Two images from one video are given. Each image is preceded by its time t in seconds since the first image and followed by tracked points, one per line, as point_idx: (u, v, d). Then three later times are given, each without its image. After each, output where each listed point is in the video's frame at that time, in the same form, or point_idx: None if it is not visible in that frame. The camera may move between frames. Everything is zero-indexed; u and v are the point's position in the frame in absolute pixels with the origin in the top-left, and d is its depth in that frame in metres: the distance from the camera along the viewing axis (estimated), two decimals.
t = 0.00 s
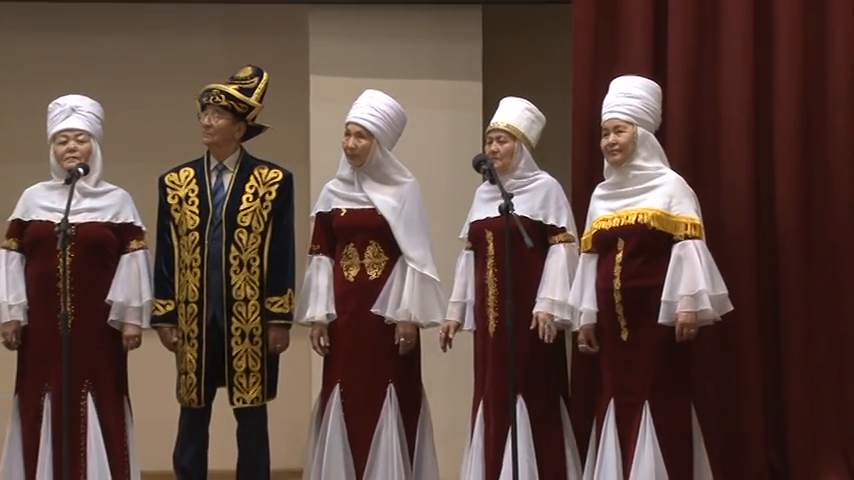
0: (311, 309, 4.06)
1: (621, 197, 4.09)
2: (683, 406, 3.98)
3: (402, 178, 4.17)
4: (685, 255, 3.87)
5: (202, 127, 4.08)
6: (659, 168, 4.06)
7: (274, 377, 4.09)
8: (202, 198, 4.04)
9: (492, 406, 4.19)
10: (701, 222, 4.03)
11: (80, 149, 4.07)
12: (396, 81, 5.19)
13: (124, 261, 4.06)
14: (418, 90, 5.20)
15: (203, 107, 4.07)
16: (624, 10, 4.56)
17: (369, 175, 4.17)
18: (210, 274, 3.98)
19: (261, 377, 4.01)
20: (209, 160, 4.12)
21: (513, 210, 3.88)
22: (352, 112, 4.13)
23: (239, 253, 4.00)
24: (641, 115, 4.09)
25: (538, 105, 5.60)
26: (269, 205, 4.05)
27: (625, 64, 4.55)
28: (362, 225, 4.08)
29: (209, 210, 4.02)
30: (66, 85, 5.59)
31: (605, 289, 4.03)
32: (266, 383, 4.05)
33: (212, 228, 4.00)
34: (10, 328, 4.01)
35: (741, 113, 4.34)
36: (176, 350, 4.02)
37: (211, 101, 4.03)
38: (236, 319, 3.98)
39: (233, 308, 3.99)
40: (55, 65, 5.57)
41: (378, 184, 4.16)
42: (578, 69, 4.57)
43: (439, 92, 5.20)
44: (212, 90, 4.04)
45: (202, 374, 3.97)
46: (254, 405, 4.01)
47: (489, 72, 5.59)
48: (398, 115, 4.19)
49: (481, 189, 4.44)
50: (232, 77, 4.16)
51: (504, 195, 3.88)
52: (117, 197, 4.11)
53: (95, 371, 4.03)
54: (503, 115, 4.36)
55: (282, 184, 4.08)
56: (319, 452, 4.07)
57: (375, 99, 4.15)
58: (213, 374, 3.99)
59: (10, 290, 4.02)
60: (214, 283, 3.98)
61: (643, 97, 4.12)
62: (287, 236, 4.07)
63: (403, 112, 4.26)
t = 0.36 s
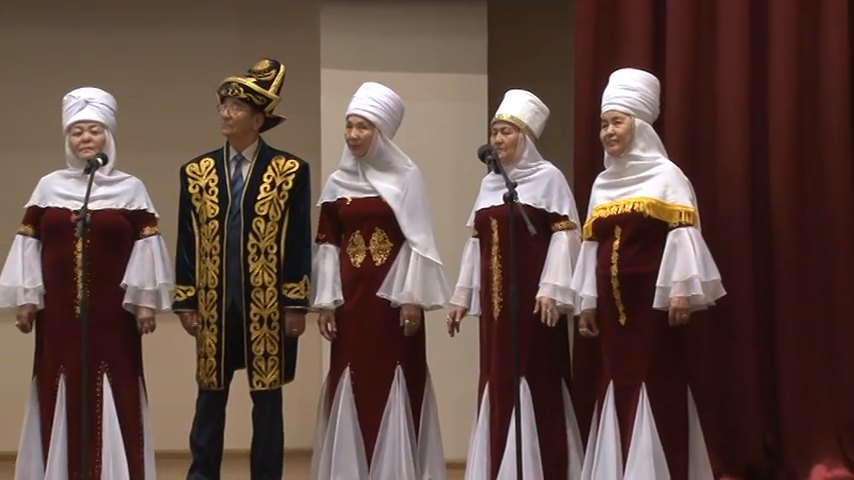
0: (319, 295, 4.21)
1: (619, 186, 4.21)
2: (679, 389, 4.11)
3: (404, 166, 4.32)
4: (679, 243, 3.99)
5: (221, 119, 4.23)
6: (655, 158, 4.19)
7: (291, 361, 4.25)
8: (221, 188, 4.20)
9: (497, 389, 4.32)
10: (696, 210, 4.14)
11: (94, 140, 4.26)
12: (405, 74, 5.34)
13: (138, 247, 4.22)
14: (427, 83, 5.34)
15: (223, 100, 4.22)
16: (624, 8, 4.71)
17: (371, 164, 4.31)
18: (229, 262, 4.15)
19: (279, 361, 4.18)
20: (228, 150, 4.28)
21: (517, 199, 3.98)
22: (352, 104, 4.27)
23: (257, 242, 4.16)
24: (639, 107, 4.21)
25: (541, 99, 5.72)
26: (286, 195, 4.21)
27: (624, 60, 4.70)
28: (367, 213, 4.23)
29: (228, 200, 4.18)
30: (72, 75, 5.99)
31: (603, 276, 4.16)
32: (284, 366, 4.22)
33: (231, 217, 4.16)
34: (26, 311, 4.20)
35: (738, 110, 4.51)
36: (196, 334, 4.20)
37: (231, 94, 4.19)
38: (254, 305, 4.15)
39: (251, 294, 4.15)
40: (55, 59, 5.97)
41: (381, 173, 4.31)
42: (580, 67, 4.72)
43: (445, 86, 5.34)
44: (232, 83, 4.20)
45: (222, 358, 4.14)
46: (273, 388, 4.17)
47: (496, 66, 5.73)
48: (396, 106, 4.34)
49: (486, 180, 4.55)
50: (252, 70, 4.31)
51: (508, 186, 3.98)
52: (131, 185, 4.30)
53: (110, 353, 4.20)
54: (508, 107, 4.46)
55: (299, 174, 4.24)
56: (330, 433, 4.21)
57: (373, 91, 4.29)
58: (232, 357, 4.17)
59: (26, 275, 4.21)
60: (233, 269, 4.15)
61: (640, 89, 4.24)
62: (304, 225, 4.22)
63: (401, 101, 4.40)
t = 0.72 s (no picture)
0: (340, 280, 4.36)
1: (629, 174, 4.36)
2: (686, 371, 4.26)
3: (420, 153, 4.45)
4: (685, 232, 4.15)
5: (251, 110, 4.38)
6: (666, 148, 4.32)
7: (317, 344, 4.40)
8: (250, 177, 4.35)
9: (514, 372, 4.40)
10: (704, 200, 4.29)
11: (116, 131, 4.42)
12: (422, 66, 5.48)
13: (159, 235, 4.41)
14: (443, 75, 5.48)
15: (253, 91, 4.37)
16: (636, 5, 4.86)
17: (388, 153, 4.45)
18: (257, 248, 4.32)
19: (305, 344, 4.34)
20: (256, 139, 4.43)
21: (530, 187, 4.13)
22: (366, 97, 4.40)
23: (284, 229, 4.32)
24: (652, 98, 4.31)
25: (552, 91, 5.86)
26: (312, 184, 4.36)
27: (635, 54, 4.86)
28: (387, 200, 4.38)
29: (257, 187, 4.34)
30: (70, 66, 6.06)
31: (613, 262, 4.29)
32: (310, 349, 4.37)
33: (259, 205, 4.33)
34: (53, 296, 4.38)
35: (748, 103, 4.66)
36: (225, 316, 4.36)
37: (261, 85, 4.33)
38: (281, 290, 4.31)
39: (278, 279, 4.31)
40: (55, 53, 6.05)
41: (396, 162, 4.45)
42: (593, 61, 4.88)
43: (461, 77, 5.48)
44: (262, 75, 4.34)
45: (250, 342, 4.30)
46: (299, 370, 4.33)
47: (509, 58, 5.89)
48: (408, 95, 4.46)
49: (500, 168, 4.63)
50: (280, 62, 4.45)
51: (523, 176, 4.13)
52: (152, 175, 4.47)
53: (132, 337, 4.41)
54: (521, 97, 4.53)
55: (326, 164, 4.38)
56: (351, 413, 4.37)
57: (385, 83, 4.41)
58: (259, 340, 4.34)
59: (53, 262, 4.38)
60: (262, 254, 4.32)
61: (655, 81, 4.34)
62: (330, 213, 4.37)
63: (412, 91, 4.53)
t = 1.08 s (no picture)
0: (363, 263, 4.50)
1: (645, 159, 4.49)
2: (700, 351, 4.40)
3: (443, 140, 4.58)
4: (699, 218, 4.29)
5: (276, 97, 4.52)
6: (681, 135, 4.46)
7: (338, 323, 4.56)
8: (275, 162, 4.50)
9: (534, 350, 4.54)
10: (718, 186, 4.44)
11: (141, 119, 4.53)
12: (443, 55, 5.61)
13: (183, 220, 4.56)
14: (462, 63, 5.61)
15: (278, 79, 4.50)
16: None
17: (412, 140, 4.59)
18: (281, 232, 4.46)
19: (326, 324, 4.48)
20: (280, 126, 4.57)
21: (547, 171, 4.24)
22: (392, 86, 4.53)
23: (307, 213, 4.46)
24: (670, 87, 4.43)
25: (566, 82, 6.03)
26: (334, 169, 4.49)
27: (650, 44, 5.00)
28: (411, 185, 4.53)
29: (281, 173, 4.48)
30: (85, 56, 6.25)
31: (627, 244, 4.45)
32: (331, 329, 4.52)
33: (283, 190, 4.47)
34: (81, 278, 4.50)
35: (758, 91, 4.81)
36: (249, 297, 4.51)
37: (287, 74, 4.46)
38: (305, 272, 4.45)
39: (301, 261, 4.45)
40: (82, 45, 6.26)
41: (420, 149, 4.59)
42: (609, 51, 5.03)
43: (479, 66, 5.62)
44: (288, 63, 4.47)
45: (274, 322, 4.45)
46: (321, 349, 4.48)
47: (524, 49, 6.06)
48: (431, 83, 4.60)
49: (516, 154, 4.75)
50: (304, 51, 4.58)
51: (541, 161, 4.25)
52: (175, 161, 4.62)
53: (158, 319, 4.55)
54: (538, 85, 4.62)
55: (349, 151, 4.52)
56: (375, 391, 4.52)
57: (409, 72, 4.53)
58: (283, 320, 4.48)
59: (81, 245, 4.51)
60: (285, 238, 4.46)
61: (673, 70, 4.44)
62: (352, 198, 4.51)
63: (434, 78, 4.65)
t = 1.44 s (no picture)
0: (392, 251, 4.63)
1: (665, 150, 4.61)
2: (717, 338, 4.54)
3: (471, 133, 4.71)
4: (719, 208, 4.42)
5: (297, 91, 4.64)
6: (701, 128, 4.59)
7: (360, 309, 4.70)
8: (297, 153, 4.62)
9: (557, 334, 4.67)
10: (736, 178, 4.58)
11: (172, 113, 4.66)
12: (465, 49, 5.73)
13: (212, 210, 4.68)
14: (484, 57, 5.74)
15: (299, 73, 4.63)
16: None
17: (441, 132, 4.72)
18: (304, 221, 4.60)
19: (348, 310, 4.63)
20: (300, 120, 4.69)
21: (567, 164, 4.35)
22: (424, 79, 4.65)
23: (330, 202, 4.60)
24: (690, 82, 4.55)
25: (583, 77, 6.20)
26: (355, 160, 4.63)
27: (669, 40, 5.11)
28: (441, 176, 4.67)
29: (303, 164, 4.61)
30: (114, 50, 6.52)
31: (647, 235, 4.56)
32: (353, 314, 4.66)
33: (305, 180, 4.60)
34: (115, 267, 4.64)
35: (773, 84, 4.93)
36: (275, 285, 4.64)
37: (308, 68, 4.59)
38: (328, 260, 4.60)
39: (324, 249, 4.60)
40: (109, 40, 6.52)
41: (449, 141, 4.72)
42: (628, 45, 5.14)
43: (499, 60, 5.75)
44: (309, 58, 4.59)
45: (300, 307, 4.60)
46: (343, 334, 4.63)
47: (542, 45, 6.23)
48: (459, 77, 4.73)
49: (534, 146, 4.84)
50: (323, 46, 4.71)
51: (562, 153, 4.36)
52: (206, 153, 4.75)
53: (191, 304, 4.71)
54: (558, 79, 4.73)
55: (368, 141, 4.66)
56: (401, 376, 4.67)
57: (441, 66, 4.66)
58: (309, 305, 4.63)
59: (115, 235, 4.65)
60: (309, 227, 4.60)
61: (693, 65, 4.56)
62: (371, 187, 4.65)
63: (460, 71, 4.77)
